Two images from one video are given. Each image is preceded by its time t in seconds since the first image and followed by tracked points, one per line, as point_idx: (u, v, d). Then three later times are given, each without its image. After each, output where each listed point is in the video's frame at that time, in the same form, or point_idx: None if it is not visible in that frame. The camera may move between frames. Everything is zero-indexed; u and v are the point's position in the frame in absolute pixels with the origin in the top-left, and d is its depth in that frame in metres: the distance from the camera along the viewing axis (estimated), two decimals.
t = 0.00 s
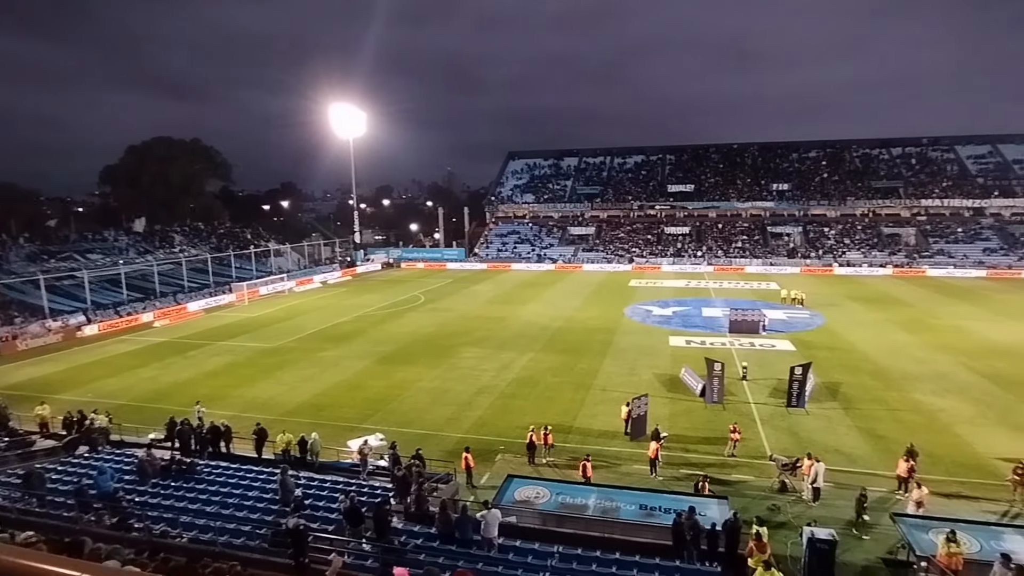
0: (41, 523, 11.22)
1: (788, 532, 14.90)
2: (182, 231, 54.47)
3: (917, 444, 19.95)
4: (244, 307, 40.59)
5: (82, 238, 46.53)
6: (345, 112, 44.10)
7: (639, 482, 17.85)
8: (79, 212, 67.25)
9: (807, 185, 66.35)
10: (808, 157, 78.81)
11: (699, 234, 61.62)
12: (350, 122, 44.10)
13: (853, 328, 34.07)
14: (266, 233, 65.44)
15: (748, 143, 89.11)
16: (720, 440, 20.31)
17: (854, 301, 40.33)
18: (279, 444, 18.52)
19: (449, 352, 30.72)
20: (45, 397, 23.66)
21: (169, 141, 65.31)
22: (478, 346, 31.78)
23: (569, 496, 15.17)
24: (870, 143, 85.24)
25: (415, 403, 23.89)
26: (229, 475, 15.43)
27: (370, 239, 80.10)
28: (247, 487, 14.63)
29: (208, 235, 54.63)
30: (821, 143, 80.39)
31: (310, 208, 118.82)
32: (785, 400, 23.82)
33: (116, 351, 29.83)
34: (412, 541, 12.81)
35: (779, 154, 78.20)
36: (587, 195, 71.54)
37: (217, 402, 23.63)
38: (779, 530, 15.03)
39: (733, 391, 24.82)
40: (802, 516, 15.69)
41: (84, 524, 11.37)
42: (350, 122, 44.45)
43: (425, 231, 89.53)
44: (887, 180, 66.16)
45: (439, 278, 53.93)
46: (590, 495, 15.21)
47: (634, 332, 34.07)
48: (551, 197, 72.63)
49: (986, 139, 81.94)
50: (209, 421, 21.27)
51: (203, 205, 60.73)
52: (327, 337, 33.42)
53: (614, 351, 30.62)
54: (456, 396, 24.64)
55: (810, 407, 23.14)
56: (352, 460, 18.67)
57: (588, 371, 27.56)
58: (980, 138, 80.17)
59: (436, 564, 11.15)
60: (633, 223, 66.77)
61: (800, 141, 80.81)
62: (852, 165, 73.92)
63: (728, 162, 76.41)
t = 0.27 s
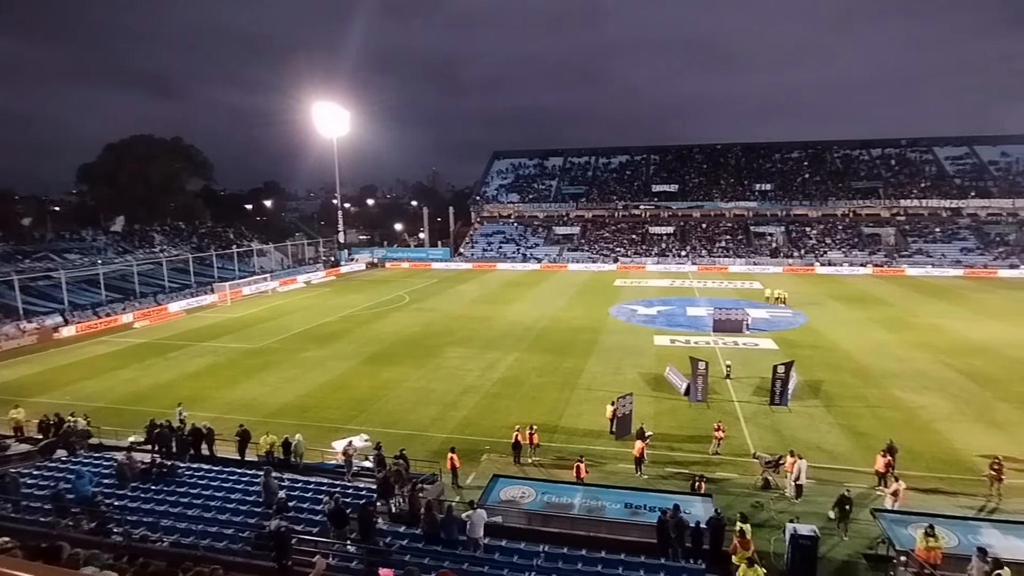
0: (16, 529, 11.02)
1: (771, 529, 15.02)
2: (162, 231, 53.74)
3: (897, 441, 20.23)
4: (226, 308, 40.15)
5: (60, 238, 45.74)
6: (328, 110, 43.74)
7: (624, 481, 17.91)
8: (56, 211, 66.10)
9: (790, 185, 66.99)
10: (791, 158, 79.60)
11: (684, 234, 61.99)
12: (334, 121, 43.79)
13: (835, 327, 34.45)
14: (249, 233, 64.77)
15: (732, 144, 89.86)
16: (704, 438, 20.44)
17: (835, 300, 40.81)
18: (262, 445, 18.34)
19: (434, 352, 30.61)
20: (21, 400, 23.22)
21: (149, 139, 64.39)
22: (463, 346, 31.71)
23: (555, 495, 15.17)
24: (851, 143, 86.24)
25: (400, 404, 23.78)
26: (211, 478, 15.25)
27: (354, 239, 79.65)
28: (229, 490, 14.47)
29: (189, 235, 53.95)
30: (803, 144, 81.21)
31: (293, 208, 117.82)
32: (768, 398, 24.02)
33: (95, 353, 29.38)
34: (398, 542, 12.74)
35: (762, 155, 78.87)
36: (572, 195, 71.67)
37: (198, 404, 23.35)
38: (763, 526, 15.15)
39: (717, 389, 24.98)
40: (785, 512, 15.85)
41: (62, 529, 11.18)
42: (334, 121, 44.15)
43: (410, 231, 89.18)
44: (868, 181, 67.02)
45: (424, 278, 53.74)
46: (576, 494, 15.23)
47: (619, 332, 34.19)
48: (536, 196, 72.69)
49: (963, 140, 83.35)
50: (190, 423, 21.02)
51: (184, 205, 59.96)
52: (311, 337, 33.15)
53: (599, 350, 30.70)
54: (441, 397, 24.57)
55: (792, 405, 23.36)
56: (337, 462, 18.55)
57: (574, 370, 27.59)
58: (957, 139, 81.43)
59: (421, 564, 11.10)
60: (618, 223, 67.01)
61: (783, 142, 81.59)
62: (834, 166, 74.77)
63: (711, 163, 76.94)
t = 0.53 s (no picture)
0: None
1: (754, 525, 15.14)
2: (142, 230, 52.95)
3: (877, 437, 20.50)
4: (207, 309, 39.65)
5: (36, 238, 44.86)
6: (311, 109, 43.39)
7: (609, 479, 17.95)
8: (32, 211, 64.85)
9: (772, 185, 67.65)
10: (773, 158, 80.40)
11: (668, 234, 62.35)
12: (317, 120, 43.47)
13: (816, 325, 34.84)
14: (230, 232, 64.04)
15: (715, 144, 90.58)
16: (689, 436, 20.56)
17: (817, 299, 41.29)
18: (245, 448, 18.12)
19: (419, 353, 30.50)
20: None
21: (128, 138, 63.42)
22: (448, 346, 31.62)
23: (540, 494, 15.15)
24: (831, 145, 87.32)
25: (385, 404, 23.64)
26: (192, 481, 15.03)
27: (338, 238, 79.19)
28: (211, 493, 14.27)
29: (169, 235, 53.21)
30: (784, 145, 82.10)
31: (276, 207, 116.76)
32: (751, 396, 24.21)
33: (72, 355, 28.85)
34: (383, 543, 12.65)
35: (744, 155, 79.58)
36: (557, 195, 71.79)
37: (179, 406, 23.02)
38: (746, 523, 15.26)
39: (701, 388, 25.14)
40: (768, 509, 15.98)
41: (38, 535, 10.96)
42: (317, 120, 43.82)
43: (394, 231, 88.77)
44: (848, 181, 67.91)
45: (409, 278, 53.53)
46: (561, 493, 15.23)
47: (604, 331, 34.29)
48: (521, 196, 72.72)
49: (940, 140, 84.79)
50: (171, 425, 20.75)
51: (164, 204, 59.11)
52: (294, 338, 32.84)
53: (584, 349, 30.76)
54: (426, 397, 24.47)
55: (775, 403, 23.57)
56: (321, 463, 18.39)
57: (559, 370, 27.62)
58: (935, 140, 82.82)
59: (407, 566, 11.02)
60: (602, 222, 67.24)
61: (765, 143, 82.42)
62: (815, 167, 75.67)
63: (695, 163, 77.47)
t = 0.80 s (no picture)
0: None
1: (738, 521, 15.26)
2: (121, 230, 52.16)
3: (857, 433, 20.75)
4: (188, 309, 39.16)
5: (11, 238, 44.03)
6: (294, 107, 43.06)
7: (595, 478, 17.99)
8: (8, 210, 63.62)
9: (754, 185, 68.34)
10: (755, 158, 81.16)
11: (652, 233, 62.71)
12: (300, 119, 43.13)
13: (798, 323, 35.22)
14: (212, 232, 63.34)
15: (698, 144, 91.24)
16: (673, 434, 20.66)
17: (799, 297, 41.74)
18: (227, 449, 17.92)
19: (404, 353, 30.37)
20: None
21: (107, 137, 62.49)
22: (433, 346, 31.52)
23: (526, 494, 15.13)
24: (812, 145, 88.35)
25: (370, 405, 23.51)
26: (173, 485, 14.83)
27: (321, 238, 78.64)
28: (193, 496, 14.08)
29: (149, 235, 52.48)
30: (767, 145, 82.91)
31: (258, 207, 115.73)
32: (735, 394, 24.39)
33: (49, 358, 28.35)
34: (368, 545, 12.55)
35: (727, 155, 80.28)
36: (542, 194, 71.91)
37: (160, 408, 22.70)
38: (730, 520, 15.36)
39: (685, 386, 25.29)
40: (751, 506, 16.11)
41: (14, 541, 10.75)
42: (299, 119, 43.45)
43: (379, 230, 88.40)
44: (828, 181, 68.76)
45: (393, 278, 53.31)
46: (547, 492, 15.22)
47: (589, 330, 34.38)
48: (506, 196, 72.73)
49: (918, 141, 86.18)
50: (152, 428, 20.46)
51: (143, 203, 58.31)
52: (277, 339, 32.54)
53: (569, 348, 30.83)
54: (411, 397, 24.38)
55: (758, 400, 23.77)
56: (305, 465, 18.26)
57: (544, 369, 27.64)
58: (912, 140, 84.18)
59: (392, 567, 10.94)
60: (587, 221, 67.42)
61: (747, 143, 83.19)
62: (796, 166, 76.53)
63: (678, 163, 77.95)
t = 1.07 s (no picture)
0: None
1: (720, 519, 15.38)
2: (98, 229, 51.27)
3: (837, 430, 21.00)
4: (168, 310, 38.61)
5: None
6: (277, 105, 42.75)
7: (579, 477, 18.03)
8: None
9: (736, 185, 68.95)
10: (737, 158, 81.83)
11: (635, 233, 63.02)
12: (282, 118, 42.71)
13: (780, 322, 35.58)
14: (192, 231, 62.50)
15: (681, 144, 91.87)
16: (657, 433, 20.77)
17: (780, 296, 42.18)
18: (208, 452, 17.70)
19: (388, 353, 30.20)
20: None
21: (83, 134, 61.39)
22: (417, 346, 31.39)
23: (510, 493, 15.08)
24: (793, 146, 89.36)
25: (354, 406, 23.36)
26: (152, 488, 14.62)
27: (304, 238, 78.00)
28: (173, 499, 13.88)
29: (127, 234, 51.65)
30: (748, 146, 83.65)
31: (240, 207, 114.55)
32: (717, 392, 24.57)
33: (24, 360, 27.78)
34: (351, 546, 12.45)
35: (710, 155, 80.87)
36: (526, 194, 71.98)
37: (139, 410, 22.37)
38: (713, 517, 15.48)
39: (668, 384, 25.42)
40: (734, 503, 16.23)
41: None
42: (281, 118, 43.02)
43: (362, 230, 87.90)
44: (809, 182, 69.58)
45: (377, 278, 53.01)
46: (531, 491, 15.20)
47: (574, 330, 34.46)
48: (490, 196, 72.70)
49: (895, 142, 87.62)
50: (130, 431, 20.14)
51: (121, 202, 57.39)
52: (259, 340, 32.22)
53: (553, 348, 30.87)
54: (395, 397, 24.26)
55: (740, 398, 23.96)
56: (288, 466, 18.10)
57: (528, 369, 27.64)
58: (890, 141, 85.50)
59: (376, 569, 10.87)
60: (571, 221, 67.58)
61: (730, 144, 83.87)
62: (777, 167, 77.29)
63: (661, 163, 78.41)
